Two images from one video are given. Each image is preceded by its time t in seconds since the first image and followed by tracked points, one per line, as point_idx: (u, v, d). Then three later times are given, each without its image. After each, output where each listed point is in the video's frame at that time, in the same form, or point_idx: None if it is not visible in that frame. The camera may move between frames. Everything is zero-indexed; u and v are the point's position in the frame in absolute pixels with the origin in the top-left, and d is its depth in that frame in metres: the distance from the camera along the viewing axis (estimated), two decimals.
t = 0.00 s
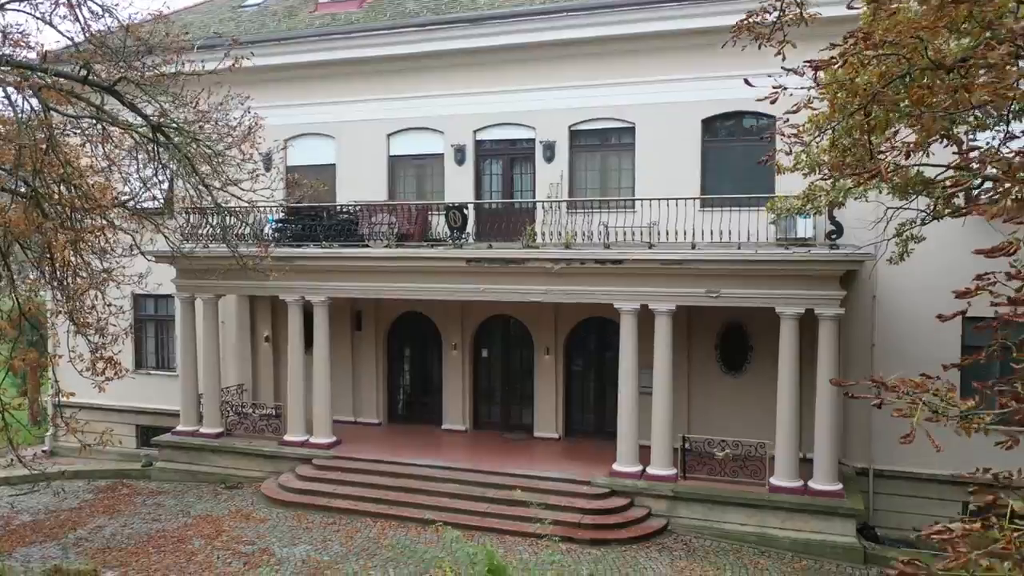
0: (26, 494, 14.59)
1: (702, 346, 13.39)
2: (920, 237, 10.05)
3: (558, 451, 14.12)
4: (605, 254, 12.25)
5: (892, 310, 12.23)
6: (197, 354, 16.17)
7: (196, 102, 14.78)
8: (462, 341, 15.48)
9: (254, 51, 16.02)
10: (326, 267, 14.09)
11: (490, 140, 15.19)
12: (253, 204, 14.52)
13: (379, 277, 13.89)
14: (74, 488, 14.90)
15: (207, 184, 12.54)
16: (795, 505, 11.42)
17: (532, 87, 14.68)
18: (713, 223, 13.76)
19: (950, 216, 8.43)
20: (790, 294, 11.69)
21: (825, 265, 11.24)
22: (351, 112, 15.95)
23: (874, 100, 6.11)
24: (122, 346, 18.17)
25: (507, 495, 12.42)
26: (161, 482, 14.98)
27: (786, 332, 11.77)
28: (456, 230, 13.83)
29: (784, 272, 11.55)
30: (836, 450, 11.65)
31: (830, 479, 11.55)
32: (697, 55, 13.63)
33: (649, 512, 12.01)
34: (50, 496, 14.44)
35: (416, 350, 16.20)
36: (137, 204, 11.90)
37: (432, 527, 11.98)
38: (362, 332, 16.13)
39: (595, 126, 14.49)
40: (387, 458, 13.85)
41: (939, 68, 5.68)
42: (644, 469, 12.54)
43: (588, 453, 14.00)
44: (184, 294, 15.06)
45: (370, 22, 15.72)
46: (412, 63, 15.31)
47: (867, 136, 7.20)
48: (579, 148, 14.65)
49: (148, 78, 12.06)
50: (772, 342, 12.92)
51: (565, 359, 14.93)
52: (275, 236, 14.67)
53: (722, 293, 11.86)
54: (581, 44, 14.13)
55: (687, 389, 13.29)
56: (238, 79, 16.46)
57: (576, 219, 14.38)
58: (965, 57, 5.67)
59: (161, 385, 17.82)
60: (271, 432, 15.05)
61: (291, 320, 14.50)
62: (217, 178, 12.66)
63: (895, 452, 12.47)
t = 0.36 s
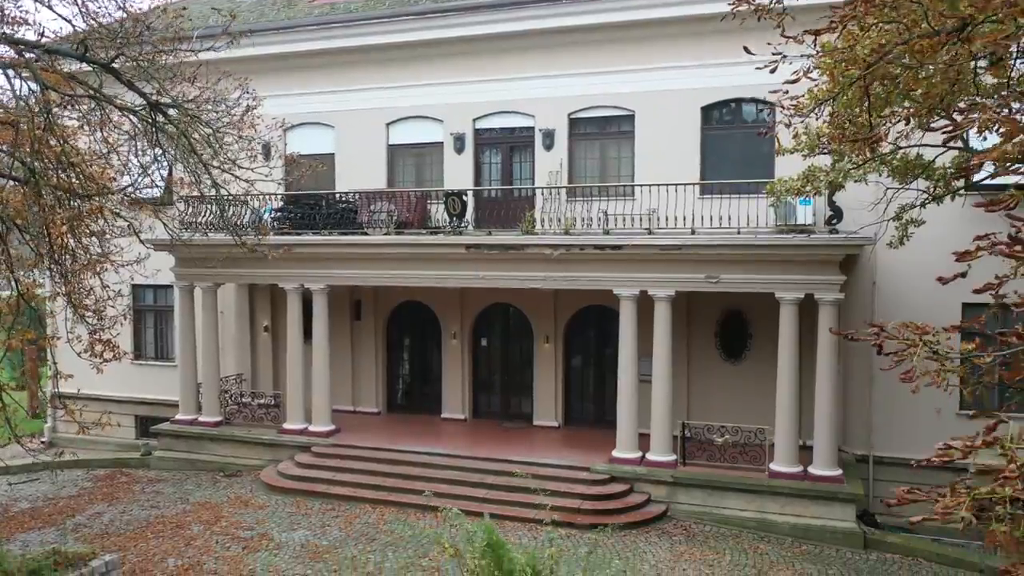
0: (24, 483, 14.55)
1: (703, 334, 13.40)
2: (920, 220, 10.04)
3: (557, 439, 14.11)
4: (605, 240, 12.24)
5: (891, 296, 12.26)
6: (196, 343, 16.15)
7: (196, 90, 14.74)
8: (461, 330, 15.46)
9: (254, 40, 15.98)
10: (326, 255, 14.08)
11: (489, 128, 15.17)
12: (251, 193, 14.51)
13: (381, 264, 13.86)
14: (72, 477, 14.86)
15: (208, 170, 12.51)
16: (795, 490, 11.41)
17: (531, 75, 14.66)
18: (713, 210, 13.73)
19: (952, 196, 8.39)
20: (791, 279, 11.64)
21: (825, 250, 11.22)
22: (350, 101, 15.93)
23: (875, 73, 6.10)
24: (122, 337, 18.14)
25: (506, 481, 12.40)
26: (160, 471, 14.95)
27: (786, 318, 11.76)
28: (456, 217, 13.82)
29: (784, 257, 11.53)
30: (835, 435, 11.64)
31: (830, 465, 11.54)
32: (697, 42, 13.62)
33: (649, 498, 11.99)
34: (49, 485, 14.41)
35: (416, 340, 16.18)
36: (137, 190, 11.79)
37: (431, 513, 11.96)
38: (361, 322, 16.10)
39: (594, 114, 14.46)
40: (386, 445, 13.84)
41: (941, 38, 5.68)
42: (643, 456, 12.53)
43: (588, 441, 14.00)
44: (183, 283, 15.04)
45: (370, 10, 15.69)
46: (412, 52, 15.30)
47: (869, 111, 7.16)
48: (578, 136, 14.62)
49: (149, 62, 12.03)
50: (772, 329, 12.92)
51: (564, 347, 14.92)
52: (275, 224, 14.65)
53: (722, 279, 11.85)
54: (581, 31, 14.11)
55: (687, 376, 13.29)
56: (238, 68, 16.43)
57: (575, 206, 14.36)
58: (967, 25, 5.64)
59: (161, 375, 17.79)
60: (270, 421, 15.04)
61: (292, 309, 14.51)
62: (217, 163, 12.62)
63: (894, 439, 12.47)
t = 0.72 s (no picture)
0: (22, 471, 14.52)
1: (703, 320, 13.39)
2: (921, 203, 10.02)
3: (557, 427, 14.10)
4: (604, 225, 12.22)
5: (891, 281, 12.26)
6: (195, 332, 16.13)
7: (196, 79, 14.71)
8: (461, 318, 15.45)
9: (254, 29, 15.94)
10: (325, 243, 14.07)
11: (488, 117, 15.15)
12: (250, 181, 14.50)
13: (381, 252, 13.84)
14: (71, 466, 14.84)
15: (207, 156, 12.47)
16: (794, 475, 11.40)
17: (531, 63, 14.64)
18: (712, 196, 13.71)
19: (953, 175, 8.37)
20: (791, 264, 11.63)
21: (825, 235, 11.20)
22: (349, 90, 15.92)
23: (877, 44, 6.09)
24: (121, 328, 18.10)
25: (505, 468, 12.38)
26: (159, 460, 14.93)
27: (786, 303, 11.75)
28: (455, 204, 13.81)
29: (783, 242, 11.51)
30: (835, 421, 11.62)
31: (830, 450, 11.52)
32: (697, 29, 13.61)
33: (649, 483, 11.97)
34: (47, 473, 14.39)
35: (415, 329, 16.17)
36: (136, 175, 11.65)
37: (430, 499, 11.94)
38: (361, 311, 16.08)
39: (594, 102, 14.44)
40: (385, 433, 13.83)
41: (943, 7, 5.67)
42: (642, 442, 12.51)
43: (588, 429, 13.98)
44: (182, 271, 15.02)
45: None
46: (412, 40, 15.28)
47: (870, 87, 7.14)
48: (577, 124, 14.60)
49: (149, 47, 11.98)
50: (772, 315, 12.90)
51: (564, 335, 14.91)
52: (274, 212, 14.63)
53: (721, 264, 11.84)
54: (581, 19, 14.09)
55: (687, 362, 13.28)
56: (237, 57, 16.40)
57: (575, 193, 14.34)
58: None
59: (160, 365, 17.75)
60: (269, 410, 15.02)
61: (291, 297, 14.49)
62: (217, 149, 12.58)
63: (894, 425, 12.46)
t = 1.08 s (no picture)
0: (20, 459, 14.51)
1: (703, 307, 13.40)
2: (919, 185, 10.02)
3: (556, 415, 14.08)
4: (603, 211, 12.21)
5: (890, 266, 12.27)
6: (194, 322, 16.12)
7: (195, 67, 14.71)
8: (460, 307, 15.45)
9: (253, 18, 15.93)
10: (324, 231, 14.05)
11: (488, 105, 15.13)
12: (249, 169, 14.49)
13: (379, 240, 13.83)
14: (69, 454, 14.83)
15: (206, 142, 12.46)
16: (794, 460, 11.38)
17: (531, 51, 14.63)
18: (712, 183, 13.69)
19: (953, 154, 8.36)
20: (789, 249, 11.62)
21: (824, 219, 11.19)
22: (349, 78, 15.90)
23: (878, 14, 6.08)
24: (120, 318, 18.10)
25: (505, 454, 12.37)
26: (158, 448, 14.92)
27: (785, 288, 11.75)
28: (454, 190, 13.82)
29: (782, 226, 11.50)
30: (834, 406, 11.61)
31: (829, 435, 11.51)
32: (697, 16, 13.60)
33: (648, 469, 11.96)
34: (45, 461, 14.37)
35: (414, 319, 16.15)
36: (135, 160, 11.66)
37: (429, 485, 11.93)
38: (361, 300, 16.07)
39: (594, 89, 14.43)
40: (384, 420, 13.82)
41: None
42: (642, 428, 12.50)
43: (587, 417, 13.96)
44: (181, 260, 15.01)
45: None
46: (412, 29, 15.28)
47: (871, 61, 7.13)
48: (576, 112, 14.59)
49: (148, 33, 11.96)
50: (771, 301, 12.90)
51: (563, 324, 14.90)
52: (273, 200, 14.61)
53: (721, 250, 11.83)
54: (582, 7, 14.08)
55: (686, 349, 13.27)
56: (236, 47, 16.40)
57: (574, 181, 14.33)
58: None
59: (158, 355, 17.74)
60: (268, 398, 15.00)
61: (290, 284, 14.47)
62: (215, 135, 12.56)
63: (893, 411, 12.46)
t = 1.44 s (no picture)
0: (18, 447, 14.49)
1: (702, 294, 13.40)
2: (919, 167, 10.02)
3: (555, 402, 14.07)
4: (602, 196, 12.20)
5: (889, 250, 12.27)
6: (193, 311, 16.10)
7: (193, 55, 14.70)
8: (459, 296, 15.44)
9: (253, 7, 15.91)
10: (323, 218, 14.04)
11: (488, 93, 15.12)
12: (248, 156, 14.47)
13: (377, 227, 13.82)
14: (68, 442, 14.82)
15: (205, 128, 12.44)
16: (793, 444, 11.37)
17: (531, 39, 14.62)
18: (712, 170, 13.67)
19: (953, 133, 8.36)
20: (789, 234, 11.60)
21: (823, 203, 11.19)
22: (349, 67, 15.89)
23: None
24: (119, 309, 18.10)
25: (504, 440, 12.36)
26: (156, 437, 14.90)
27: (785, 273, 11.75)
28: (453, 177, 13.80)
29: (782, 211, 11.49)
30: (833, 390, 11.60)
31: (828, 420, 11.50)
32: (698, 3, 13.60)
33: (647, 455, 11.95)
34: (44, 449, 14.35)
35: (414, 308, 16.14)
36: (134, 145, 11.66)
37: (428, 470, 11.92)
38: (360, 289, 16.05)
39: (593, 77, 14.42)
40: (383, 407, 13.80)
41: None
42: (641, 414, 12.49)
43: (586, 404, 13.94)
44: (180, 248, 15.00)
45: None
46: (412, 17, 15.27)
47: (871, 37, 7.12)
48: (576, 100, 14.58)
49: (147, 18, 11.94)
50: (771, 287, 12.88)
51: (562, 313, 14.89)
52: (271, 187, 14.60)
53: (720, 235, 11.81)
54: None
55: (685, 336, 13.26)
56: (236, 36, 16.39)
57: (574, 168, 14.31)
58: None
59: (158, 345, 17.72)
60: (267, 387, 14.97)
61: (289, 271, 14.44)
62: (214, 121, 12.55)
63: (893, 396, 12.45)
